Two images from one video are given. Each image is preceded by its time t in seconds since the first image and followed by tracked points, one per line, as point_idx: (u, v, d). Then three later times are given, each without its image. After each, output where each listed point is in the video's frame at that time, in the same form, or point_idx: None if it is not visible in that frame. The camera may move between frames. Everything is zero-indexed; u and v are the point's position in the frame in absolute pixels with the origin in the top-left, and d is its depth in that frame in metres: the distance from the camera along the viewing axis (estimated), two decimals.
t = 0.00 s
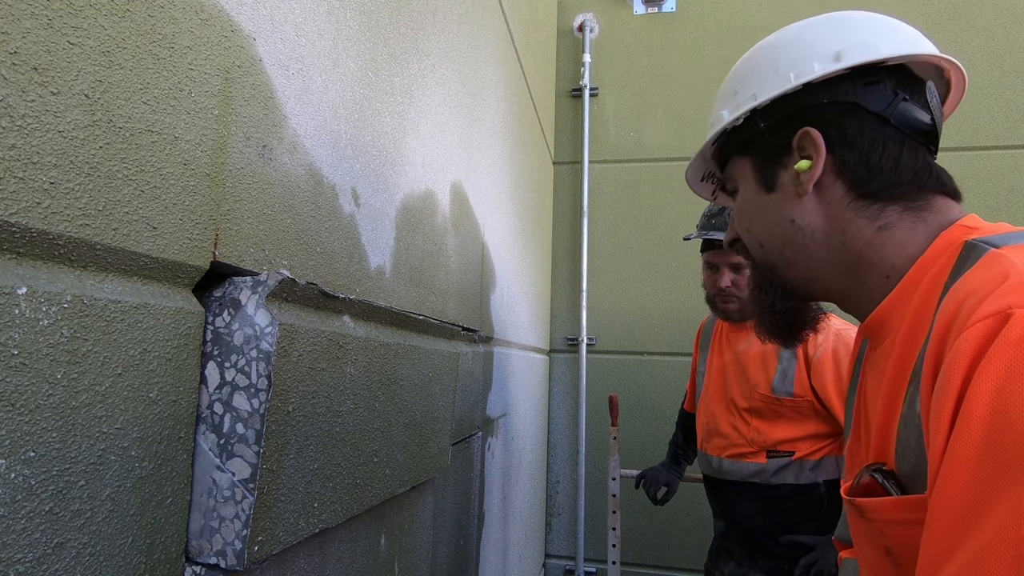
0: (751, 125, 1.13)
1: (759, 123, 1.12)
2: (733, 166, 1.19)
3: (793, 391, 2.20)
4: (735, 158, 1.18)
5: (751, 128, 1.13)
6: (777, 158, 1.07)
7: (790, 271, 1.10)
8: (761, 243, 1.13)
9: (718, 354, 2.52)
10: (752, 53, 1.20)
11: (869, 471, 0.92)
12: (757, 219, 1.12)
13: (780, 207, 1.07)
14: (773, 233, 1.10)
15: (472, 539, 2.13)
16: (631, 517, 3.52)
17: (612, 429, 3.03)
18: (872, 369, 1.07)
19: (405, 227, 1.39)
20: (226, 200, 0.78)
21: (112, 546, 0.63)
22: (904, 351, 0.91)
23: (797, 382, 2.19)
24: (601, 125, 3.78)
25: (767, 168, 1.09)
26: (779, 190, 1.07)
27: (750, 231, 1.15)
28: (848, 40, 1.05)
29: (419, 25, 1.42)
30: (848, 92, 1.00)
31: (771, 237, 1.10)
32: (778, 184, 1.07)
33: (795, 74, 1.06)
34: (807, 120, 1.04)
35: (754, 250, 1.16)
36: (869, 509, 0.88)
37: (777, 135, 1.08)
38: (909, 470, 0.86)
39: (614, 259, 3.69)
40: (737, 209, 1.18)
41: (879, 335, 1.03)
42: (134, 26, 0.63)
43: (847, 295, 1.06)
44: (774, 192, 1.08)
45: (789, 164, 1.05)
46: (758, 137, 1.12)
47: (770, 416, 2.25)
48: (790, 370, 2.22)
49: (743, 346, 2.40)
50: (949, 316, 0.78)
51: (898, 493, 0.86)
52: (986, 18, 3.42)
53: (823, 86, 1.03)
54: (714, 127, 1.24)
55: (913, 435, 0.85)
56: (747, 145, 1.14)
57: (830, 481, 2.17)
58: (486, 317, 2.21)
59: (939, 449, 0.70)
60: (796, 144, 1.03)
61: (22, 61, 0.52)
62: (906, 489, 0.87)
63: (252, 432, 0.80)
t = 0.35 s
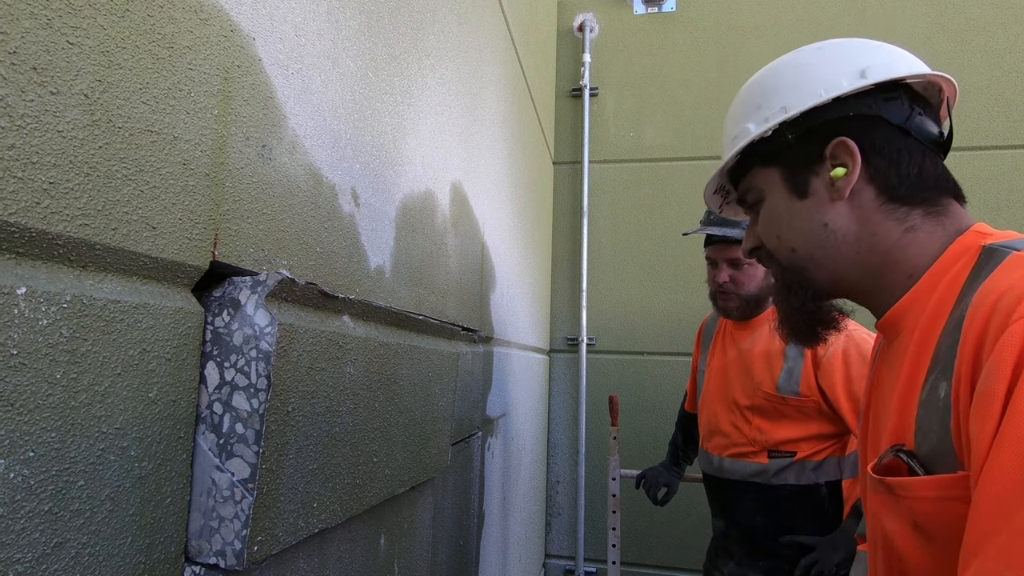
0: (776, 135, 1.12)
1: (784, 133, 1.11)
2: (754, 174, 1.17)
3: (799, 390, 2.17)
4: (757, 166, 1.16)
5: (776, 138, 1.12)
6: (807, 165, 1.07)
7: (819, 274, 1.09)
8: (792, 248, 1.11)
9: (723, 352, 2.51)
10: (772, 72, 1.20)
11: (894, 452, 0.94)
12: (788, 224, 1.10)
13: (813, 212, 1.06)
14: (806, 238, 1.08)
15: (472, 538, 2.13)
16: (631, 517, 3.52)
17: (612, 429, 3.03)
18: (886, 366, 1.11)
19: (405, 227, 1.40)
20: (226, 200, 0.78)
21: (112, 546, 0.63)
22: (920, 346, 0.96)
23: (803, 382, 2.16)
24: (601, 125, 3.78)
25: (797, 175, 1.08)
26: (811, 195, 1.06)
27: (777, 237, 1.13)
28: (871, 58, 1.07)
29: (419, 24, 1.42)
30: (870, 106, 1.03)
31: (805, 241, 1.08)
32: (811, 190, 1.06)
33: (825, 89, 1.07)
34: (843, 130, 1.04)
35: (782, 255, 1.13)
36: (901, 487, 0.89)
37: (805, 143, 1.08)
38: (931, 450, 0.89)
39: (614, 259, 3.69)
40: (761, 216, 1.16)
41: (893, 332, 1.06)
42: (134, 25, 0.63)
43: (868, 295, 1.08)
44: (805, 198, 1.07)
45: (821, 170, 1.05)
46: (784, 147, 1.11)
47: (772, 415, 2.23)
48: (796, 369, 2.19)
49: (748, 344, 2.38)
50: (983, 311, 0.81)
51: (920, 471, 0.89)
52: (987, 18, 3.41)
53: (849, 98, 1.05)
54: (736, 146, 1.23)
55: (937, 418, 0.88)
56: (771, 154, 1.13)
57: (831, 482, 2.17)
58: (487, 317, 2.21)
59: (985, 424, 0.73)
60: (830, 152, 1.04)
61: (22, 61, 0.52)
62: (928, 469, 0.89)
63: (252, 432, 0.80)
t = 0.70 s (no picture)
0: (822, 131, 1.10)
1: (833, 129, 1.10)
2: (793, 168, 1.13)
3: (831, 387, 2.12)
4: (797, 161, 1.13)
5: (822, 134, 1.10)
6: (854, 165, 1.07)
7: (858, 274, 1.09)
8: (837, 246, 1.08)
9: (738, 344, 2.41)
10: (807, 79, 1.18)
11: (928, 441, 0.93)
12: (835, 222, 1.07)
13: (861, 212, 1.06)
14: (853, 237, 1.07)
15: (472, 538, 2.13)
16: (631, 517, 3.52)
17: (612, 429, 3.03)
18: (907, 365, 1.12)
19: (405, 227, 1.40)
20: (226, 200, 0.78)
21: (111, 546, 0.63)
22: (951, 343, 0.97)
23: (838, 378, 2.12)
24: (601, 125, 3.78)
25: (845, 174, 1.07)
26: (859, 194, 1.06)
27: (819, 233, 1.09)
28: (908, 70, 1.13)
29: (419, 24, 1.42)
30: (914, 115, 1.08)
31: (852, 241, 1.07)
32: (860, 190, 1.06)
33: (888, 88, 1.08)
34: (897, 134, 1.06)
35: (823, 253, 1.10)
36: (944, 473, 0.87)
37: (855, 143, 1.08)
38: (970, 441, 0.89)
39: (614, 259, 3.69)
40: (798, 212, 1.12)
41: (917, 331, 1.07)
42: (133, 26, 0.63)
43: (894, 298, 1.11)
44: (854, 196, 1.06)
45: (869, 170, 1.06)
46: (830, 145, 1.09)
47: (798, 410, 2.16)
48: (830, 365, 2.13)
49: (770, 337, 2.30)
50: None
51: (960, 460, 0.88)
52: (987, 18, 3.41)
53: (896, 104, 1.08)
54: (782, 139, 1.15)
55: (977, 410, 0.88)
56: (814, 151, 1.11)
57: (850, 485, 2.12)
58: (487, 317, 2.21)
59: None
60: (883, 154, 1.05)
61: (22, 61, 0.52)
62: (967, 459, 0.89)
63: (252, 432, 0.80)
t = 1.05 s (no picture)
0: (882, 128, 1.07)
1: (894, 126, 1.07)
2: (848, 166, 1.09)
3: (825, 386, 2.10)
4: (853, 159, 1.09)
5: (881, 131, 1.07)
6: (914, 166, 1.05)
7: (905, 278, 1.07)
8: (890, 249, 1.06)
9: (721, 342, 2.33)
10: (868, 71, 1.16)
11: (966, 444, 0.91)
12: (890, 224, 1.05)
13: (918, 214, 1.05)
14: (906, 240, 1.05)
15: (472, 538, 2.13)
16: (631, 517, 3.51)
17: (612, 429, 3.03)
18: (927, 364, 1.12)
19: (404, 227, 1.40)
20: (224, 200, 0.78)
21: (109, 546, 0.63)
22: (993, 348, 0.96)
23: (830, 377, 2.10)
24: (601, 125, 3.78)
25: (904, 175, 1.05)
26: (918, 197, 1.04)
27: (874, 234, 1.06)
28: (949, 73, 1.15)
29: (418, 24, 1.42)
30: (961, 118, 1.09)
31: (907, 244, 1.05)
32: (918, 192, 1.04)
33: (947, 87, 1.10)
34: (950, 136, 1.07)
35: (873, 255, 1.08)
36: (987, 476, 0.87)
37: (915, 143, 1.06)
38: (1012, 446, 0.88)
39: (614, 259, 3.69)
40: (851, 211, 1.08)
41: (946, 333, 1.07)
42: (131, 25, 0.63)
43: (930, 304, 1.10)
44: (912, 198, 1.04)
45: (926, 172, 1.05)
46: (891, 143, 1.07)
47: (790, 410, 2.10)
48: (820, 365, 2.11)
49: (756, 335, 2.25)
50: None
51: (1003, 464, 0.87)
52: (987, 16, 3.41)
53: (948, 107, 1.08)
54: (848, 130, 1.10)
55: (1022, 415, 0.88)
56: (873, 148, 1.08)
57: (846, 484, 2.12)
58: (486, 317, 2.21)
59: None
60: (942, 156, 1.05)
61: (18, 61, 0.51)
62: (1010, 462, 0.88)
63: (250, 432, 0.80)
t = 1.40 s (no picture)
0: (900, 96, 1.08)
1: (913, 95, 1.07)
2: (861, 137, 1.10)
3: (797, 368, 2.07)
4: (867, 130, 1.10)
5: (899, 99, 1.08)
6: (933, 141, 1.05)
7: (916, 262, 1.08)
8: (899, 229, 1.07)
9: (689, 337, 2.23)
10: (891, 30, 1.15)
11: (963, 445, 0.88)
12: (901, 201, 1.06)
13: (933, 193, 1.06)
14: (918, 219, 1.06)
15: (472, 539, 2.13)
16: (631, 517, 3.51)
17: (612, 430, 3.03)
18: (937, 356, 1.10)
19: (405, 226, 1.40)
20: (226, 200, 0.78)
21: (112, 546, 0.63)
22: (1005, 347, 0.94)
23: (801, 360, 2.08)
24: (601, 125, 3.78)
25: (919, 149, 1.06)
26: (934, 175, 1.05)
27: (883, 213, 1.08)
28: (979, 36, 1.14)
29: (419, 25, 1.42)
30: (990, 88, 1.08)
31: (917, 223, 1.06)
32: (933, 168, 1.05)
33: (975, 50, 1.08)
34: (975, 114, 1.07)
35: (880, 235, 1.09)
36: (974, 480, 0.85)
37: (936, 116, 1.06)
38: (1012, 447, 0.85)
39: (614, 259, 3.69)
40: (862, 185, 1.09)
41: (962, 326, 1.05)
42: (134, 26, 0.63)
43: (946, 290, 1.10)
44: (925, 174, 1.05)
45: (946, 148, 1.05)
46: (909, 112, 1.07)
47: (773, 399, 2.05)
48: (790, 349, 2.10)
49: (726, 328, 2.19)
50: None
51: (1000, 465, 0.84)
52: (987, 17, 3.41)
53: (977, 77, 1.07)
54: (861, 94, 1.11)
55: None
56: (890, 118, 1.08)
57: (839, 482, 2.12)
58: (487, 317, 2.21)
59: None
60: (963, 131, 1.05)
61: (23, 62, 0.52)
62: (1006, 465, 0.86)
63: (252, 432, 0.80)
